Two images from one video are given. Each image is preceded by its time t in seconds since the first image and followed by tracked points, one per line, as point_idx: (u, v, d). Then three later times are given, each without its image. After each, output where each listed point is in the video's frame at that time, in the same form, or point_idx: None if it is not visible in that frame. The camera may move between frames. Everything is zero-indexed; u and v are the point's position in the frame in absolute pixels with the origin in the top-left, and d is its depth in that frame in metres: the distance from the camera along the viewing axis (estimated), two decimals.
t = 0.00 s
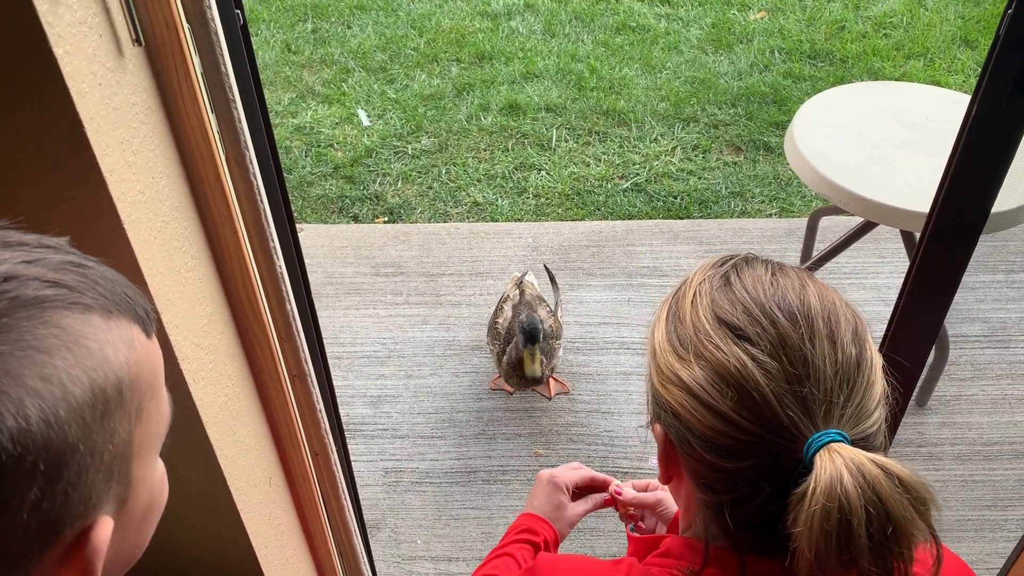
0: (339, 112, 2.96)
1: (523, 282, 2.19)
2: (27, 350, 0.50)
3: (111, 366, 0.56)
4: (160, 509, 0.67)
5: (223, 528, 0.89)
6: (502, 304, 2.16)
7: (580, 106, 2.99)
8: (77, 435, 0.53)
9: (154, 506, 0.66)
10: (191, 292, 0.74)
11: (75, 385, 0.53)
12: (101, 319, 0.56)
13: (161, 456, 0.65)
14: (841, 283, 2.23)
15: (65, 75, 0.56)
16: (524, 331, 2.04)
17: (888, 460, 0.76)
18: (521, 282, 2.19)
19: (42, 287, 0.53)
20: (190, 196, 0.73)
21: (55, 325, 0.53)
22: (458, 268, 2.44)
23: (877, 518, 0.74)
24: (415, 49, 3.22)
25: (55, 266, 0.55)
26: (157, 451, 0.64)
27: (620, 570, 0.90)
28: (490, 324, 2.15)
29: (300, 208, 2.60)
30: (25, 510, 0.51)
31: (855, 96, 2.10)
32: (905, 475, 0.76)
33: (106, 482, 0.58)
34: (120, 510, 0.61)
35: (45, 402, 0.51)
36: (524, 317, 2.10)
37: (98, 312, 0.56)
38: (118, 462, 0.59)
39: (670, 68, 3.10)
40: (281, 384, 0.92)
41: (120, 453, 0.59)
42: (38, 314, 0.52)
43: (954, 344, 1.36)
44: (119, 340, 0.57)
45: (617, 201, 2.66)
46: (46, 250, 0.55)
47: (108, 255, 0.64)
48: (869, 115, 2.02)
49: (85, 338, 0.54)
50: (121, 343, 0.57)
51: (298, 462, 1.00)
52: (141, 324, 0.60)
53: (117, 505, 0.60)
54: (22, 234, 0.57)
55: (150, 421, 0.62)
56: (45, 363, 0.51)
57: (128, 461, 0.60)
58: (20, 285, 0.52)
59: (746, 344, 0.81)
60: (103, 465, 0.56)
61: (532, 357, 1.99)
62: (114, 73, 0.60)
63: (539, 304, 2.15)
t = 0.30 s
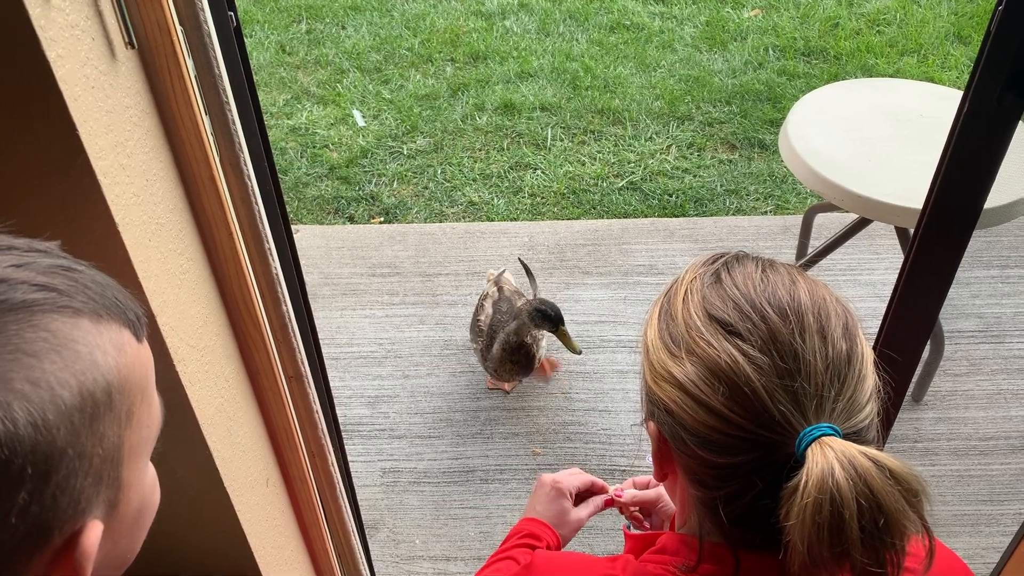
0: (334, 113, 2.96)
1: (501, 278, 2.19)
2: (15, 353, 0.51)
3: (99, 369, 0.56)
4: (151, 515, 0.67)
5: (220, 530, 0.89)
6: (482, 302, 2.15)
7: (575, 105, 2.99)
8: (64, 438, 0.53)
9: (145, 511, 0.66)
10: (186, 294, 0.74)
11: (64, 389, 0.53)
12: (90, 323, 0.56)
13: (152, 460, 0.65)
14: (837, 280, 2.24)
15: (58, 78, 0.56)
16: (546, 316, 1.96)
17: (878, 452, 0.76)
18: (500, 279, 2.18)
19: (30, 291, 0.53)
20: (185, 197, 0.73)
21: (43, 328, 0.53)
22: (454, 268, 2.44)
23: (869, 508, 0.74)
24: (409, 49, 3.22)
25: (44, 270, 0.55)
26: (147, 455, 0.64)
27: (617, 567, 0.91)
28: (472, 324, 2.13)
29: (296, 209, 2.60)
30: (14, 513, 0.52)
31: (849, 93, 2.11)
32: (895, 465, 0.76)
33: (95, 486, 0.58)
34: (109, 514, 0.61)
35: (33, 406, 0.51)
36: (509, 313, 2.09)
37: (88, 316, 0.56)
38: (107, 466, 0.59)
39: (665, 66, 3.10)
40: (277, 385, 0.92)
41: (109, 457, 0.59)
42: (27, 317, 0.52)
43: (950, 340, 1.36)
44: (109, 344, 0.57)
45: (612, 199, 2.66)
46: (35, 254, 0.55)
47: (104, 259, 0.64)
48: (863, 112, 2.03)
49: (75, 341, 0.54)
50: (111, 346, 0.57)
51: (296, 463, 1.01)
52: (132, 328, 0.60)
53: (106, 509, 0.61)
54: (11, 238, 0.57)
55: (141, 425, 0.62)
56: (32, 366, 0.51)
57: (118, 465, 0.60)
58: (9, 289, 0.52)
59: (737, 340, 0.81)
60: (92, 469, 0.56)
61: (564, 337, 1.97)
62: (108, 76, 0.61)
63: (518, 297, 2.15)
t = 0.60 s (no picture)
0: (323, 116, 2.95)
1: (494, 275, 2.20)
2: None
3: (67, 383, 0.56)
4: (130, 522, 0.68)
5: (207, 538, 0.89)
6: (486, 299, 2.13)
7: (565, 105, 2.99)
8: (31, 454, 0.53)
9: (119, 523, 0.66)
10: (171, 300, 0.73)
11: (29, 404, 0.53)
12: (58, 335, 0.56)
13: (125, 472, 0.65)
14: (826, 277, 2.25)
15: (35, 86, 0.56)
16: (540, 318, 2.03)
17: (872, 452, 0.77)
18: (495, 276, 2.20)
19: None
20: (168, 204, 0.73)
21: (8, 343, 0.53)
22: (445, 270, 2.44)
23: (862, 508, 0.75)
24: (398, 51, 3.23)
25: (11, 282, 0.55)
26: (120, 467, 0.64)
27: (613, 567, 0.91)
28: (479, 319, 2.10)
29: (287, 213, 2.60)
30: None
31: (834, 90, 2.12)
32: (890, 466, 0.76)
33: (64, 501, 0.58)
34: (79, 529, 0.61)
35: None
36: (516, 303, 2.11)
37: (55, 329, 0.56)
38: (77, 480, 0.59)
39: (654, 66, 3.11)
40: (266, 390, 0.92)
41: (79, 470, 0.59)
42: None
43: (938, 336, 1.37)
44: (77, 357, 0.57)
45: (603, 199, 2.66)
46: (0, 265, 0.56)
47: (85, 268, 0.64)
48: (850, 109, 2.04)
49: (42, 354, 0.54)
50: (80, 359, 0.57)
51: (286, 469, 1.00)
52: (103, 338, 0.60)
53: (77, 522, 0.61)
54: None
55: (113, 436, 0.62)
56: None
57: (90, 477, 0.61)
58: None
59: (731, 339, 0.81)
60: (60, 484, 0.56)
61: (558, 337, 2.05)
62: (88, 84, 0.60)
63: (519, 292, 2.17)
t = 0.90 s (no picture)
0: (308, 119, 2.94)
1: (482, 278, 2.22)
2: None
3: (25, 389, 0.55)
4: (101, 526, 0.68)
5: (188, 543, 0.88)
6: (472, 298, 2.14)
7: (550, 106, 3.00)
8: None
9: (89, 525, 0.66)
10: (151, 307, 0.72)
11: None
12: (17, 340, 0.56)
13: (91, 475, 0.65)
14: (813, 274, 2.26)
15: (7, 94, 0.53)
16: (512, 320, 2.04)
17: (884, 459, 0.73)
18: (483, 278, 2.21)
19: None
20: (147, 210, 0.71)
21: None
22: (432, 271, 2.44)
23: (872, 514, 0.71)
24: (383, 53, 3.22)
25: None
26: (86, 470, 0.64)
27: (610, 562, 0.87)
28: (467, 319, 2.11)
29: (273, 217, 2.60)
30: None
31: (817, 88, 2.13)
32: (902, 472, 0.73)
33: (26, 507, 0.58)
34: (45, 534, 0.61)
35: None
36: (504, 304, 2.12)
37: (14, 334, 0.56)
38: (40, 485, 0.59)
39: (638, 65, 3.12)
40: (249, 396, 0.90)
41: (41, 475, 0.59)
42: None
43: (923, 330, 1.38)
44: (37, 361, 0.57)
45: (589, 199, 2.67)
46: None
47: (60, 276, 0.62)
48: (832, 107, 2.05)
49: None
50: (40, 363, 0.57)
51: (270, 473, 0.99)
52: (66, 342, 0.59)
53: (42, 528, 0.61)
54: None
55: (78, 440, 0.62)
56: None
57: (53, 482, 0.60)
58: None
59: (746, 340, 0.77)
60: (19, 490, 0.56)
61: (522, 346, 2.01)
62: (61, 91, 0.58)
63: (509, 292, 2.16)
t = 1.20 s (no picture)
0: (298, 121, 2.94)
1: (480, 283, 2.20)
2: None
3: None
4: (81, 524, 0.67)
5: (179, 545, 0.88)
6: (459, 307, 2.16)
7: (540, 106, 3.00)
8: None
9: (70, 522, 0.65)
10: (140, 309, 0.71)
11: None
12: None
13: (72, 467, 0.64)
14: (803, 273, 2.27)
15: None
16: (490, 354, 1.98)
17: (875, 464, 0.73)
18: (478, 284, 2.19)
19: None
20: (136, 213, 0.71)
21: None
22: (423, 273, 2.44)
23: (863, 518, 0.72)
24: (373, 55, 3.22)
25: None
26: (66, 462, 0.63)
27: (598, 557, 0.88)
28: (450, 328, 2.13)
29: (262, 220, 2.59)
30: None
31: (803, 88, 2.14)
32: (891, 477, 0.74)
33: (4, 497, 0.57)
34: (25, 526, 0.60)
35: None
36: (485, 323, 2.08)
37: None
38: (21, 476, 0.58)
39: (628, 66, 3.13)
40: (239, 398, 0.89)
41: (19, 467, 0.58)
42: None
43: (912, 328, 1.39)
44: (12, 352, 0.56)
45: (580, 200, 2.67)
46: None
47: (50, 278, 0.62)
48: (821, 106, 2.06)
49: None
50: (17, 355, 0.56)
51: (261, 474, 0.99)
52: (40, 336, 0.59)
53: (21, 519, 0.60)
54: None
55: (57, 432, 0.61)
56: None
57: (33, 474, 0.59)
58: None
59: (741, 348, 0.77)
60: None
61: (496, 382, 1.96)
62: (49, 94, 0.58)
63: (494, 303, 2.13)
